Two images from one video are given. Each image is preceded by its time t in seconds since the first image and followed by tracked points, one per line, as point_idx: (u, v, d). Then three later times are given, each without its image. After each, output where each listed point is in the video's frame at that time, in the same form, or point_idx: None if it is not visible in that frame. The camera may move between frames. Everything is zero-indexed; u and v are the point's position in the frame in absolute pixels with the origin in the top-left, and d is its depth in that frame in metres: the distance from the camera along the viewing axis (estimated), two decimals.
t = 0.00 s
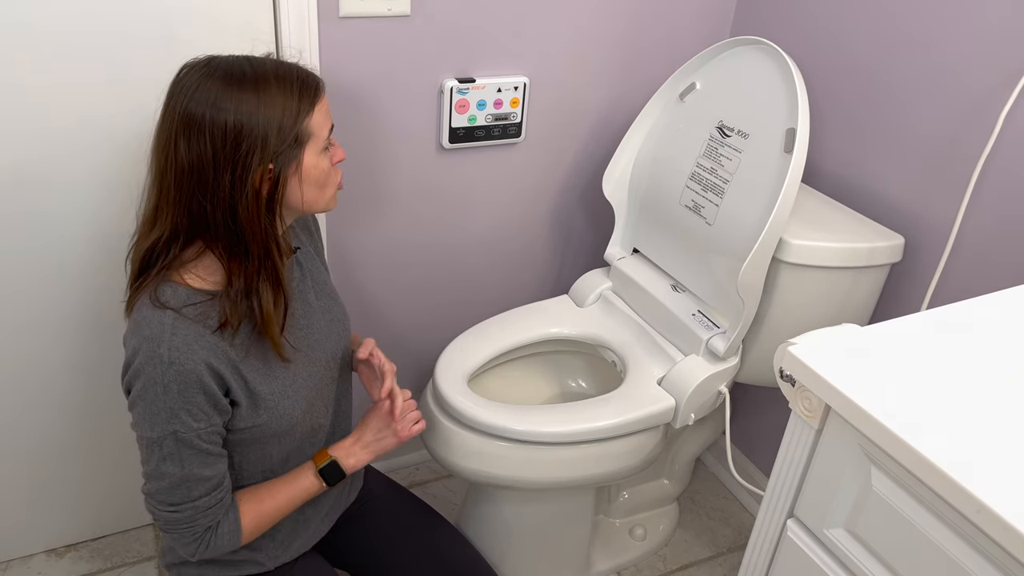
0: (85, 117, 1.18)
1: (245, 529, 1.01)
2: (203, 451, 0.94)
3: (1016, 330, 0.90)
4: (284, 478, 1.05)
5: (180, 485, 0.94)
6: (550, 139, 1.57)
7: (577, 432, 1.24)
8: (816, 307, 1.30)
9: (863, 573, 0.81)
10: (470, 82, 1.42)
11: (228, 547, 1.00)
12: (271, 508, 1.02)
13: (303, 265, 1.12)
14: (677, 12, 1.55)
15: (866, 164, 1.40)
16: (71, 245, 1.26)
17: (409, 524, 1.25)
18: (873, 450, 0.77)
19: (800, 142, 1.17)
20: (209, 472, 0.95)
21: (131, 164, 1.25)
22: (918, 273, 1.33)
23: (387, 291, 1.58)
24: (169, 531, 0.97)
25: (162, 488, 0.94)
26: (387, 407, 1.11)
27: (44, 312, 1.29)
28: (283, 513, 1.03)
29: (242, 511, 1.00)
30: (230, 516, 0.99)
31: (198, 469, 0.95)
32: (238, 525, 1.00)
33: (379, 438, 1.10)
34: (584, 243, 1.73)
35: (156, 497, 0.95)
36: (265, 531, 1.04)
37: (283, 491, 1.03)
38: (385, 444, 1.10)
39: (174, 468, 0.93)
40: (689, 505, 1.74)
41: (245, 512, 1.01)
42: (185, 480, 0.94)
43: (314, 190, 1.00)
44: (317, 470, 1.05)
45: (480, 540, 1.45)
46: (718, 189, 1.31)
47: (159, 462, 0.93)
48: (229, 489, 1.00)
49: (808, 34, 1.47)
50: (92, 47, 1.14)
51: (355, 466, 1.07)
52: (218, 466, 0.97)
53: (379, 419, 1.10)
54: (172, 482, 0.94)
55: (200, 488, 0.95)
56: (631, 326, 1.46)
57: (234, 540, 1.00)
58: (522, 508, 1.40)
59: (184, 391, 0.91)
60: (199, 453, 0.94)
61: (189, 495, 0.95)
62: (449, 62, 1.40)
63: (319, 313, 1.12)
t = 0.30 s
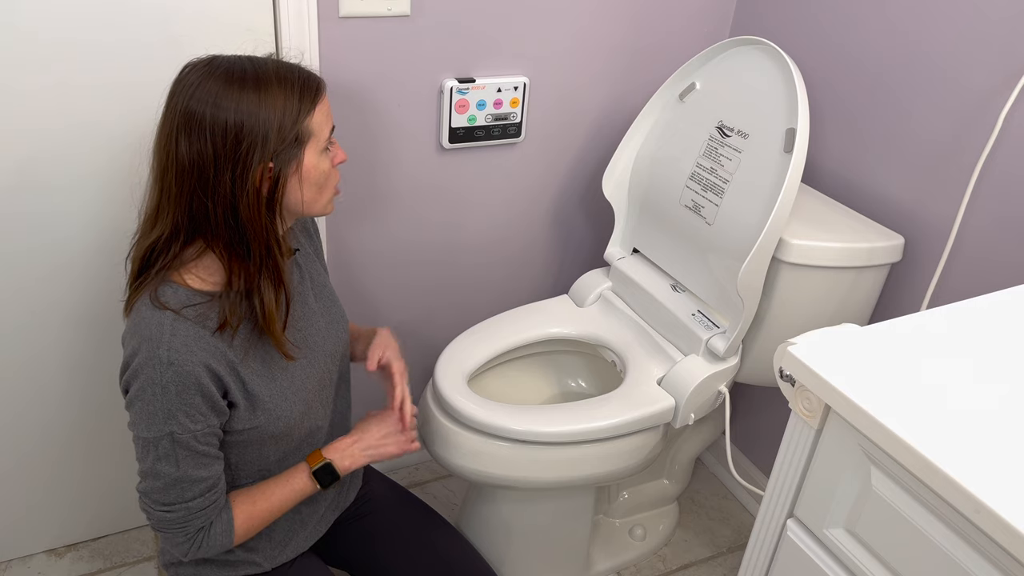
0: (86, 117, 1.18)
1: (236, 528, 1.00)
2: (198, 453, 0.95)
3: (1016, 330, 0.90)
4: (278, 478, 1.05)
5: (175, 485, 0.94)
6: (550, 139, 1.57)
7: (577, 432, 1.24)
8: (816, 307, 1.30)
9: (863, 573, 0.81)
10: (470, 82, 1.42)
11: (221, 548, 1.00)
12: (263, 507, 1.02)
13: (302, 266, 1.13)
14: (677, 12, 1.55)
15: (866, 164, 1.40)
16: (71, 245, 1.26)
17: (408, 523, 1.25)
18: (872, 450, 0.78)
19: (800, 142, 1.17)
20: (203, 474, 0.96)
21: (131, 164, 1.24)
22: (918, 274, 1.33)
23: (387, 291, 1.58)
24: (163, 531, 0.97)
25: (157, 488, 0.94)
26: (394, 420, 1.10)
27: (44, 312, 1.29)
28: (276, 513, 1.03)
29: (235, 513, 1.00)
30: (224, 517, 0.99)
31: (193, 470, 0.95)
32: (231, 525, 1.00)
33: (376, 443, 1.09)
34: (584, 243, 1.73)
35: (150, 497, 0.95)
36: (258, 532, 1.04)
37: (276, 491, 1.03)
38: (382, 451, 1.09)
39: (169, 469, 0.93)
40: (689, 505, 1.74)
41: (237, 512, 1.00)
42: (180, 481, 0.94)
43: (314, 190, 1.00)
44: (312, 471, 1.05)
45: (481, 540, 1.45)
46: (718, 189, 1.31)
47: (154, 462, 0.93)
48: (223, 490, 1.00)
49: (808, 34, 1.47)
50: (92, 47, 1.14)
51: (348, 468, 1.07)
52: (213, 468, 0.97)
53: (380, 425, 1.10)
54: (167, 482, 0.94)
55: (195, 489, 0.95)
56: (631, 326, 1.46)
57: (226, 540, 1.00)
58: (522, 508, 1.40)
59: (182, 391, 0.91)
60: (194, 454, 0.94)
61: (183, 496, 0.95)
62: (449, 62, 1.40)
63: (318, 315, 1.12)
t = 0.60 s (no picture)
0: (86, 116, 1.18)
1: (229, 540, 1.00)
2: (193, 458, 0.95)
3: (1016, 331, 0.90)
4: (276, 496, 1.04)
5: (167, 489, 0.94)
6: (550, 139, 1.57)
7: (577, 432, 1.24)
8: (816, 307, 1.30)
9: (863, 573, 0.81)
10: (470, 82, 1.42)
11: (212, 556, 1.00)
12: (257, 521, 1.02)
13: (298, 267, 1.13)
14: (677, 11, 1.55)
15: (866, 164, 1.40)
16: (71, 244, 1.26)
17: (408, 523, 1.25)
18: (872, 450, 0.78)
19: (800, 142, 1.17)
20: (197, 480, 0.96)
21: (130, 164, 1.24)
22: (918, 274, 1.33)
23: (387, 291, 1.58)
24: (156, 536, 0.97)
25: (149, 491, 0.94)
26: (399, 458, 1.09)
27: (44, 311, 1.29)
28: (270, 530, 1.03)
29: (225, 521, 1.00)
30: (215, 524, 0.99)
31: (187, 476, 0.95)
32: (221, 534, 0.99)
33: (378, 472, 1.07)
34: (584, 243, 1.73)
35: (143, 500, 0.95)
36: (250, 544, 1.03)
37: (273, 506, 1.03)
38: (384, 485, 1.07)
39: (162, 474, 0.94)
40: (689, 505, 1.74)
41: (229, 523, 1.00)
42: (173, 486, 0.94)
43: (307, 190, 1.00)
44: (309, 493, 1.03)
45: (481, 540, 1.45)
46: (718, 189, 1.31)
47: (148, 466, 0.93)
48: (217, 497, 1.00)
49: (808, 34, 1.47)
50: (92, 47, 1.14)
51: (343, 494, 1.05)
52: (207, 475, 0.97)
53: (383, 458, 1.08)
54: (159, 487, 0.94)
55: (188, 495, 0.95)
56: (631, 326, 1.46)
57: (217, 549, 0.99)
58: (522, 508, 1.40)
59: (179, 397, 0.92)
60: (189, 460, 0.94)
61: (174, 501, 0.95)
62: (449, 62, 1.40)
63: (315, 315, 1.12)
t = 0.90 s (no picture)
0: (86, 116, 1.18)
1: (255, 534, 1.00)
2: (201, 451, 0.94)
3: (1016, 331, 0.90)
4: (288, 477, 1.01)
5: (179, 486, 0.94)
6: (550, 139, 1.57)
7: (577, 432, 1.24)
8: (816, 308, 1.30)
9: (863, 573, 0.81)
10: (470, 82, 1.42)
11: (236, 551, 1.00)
12: (279, 511, 1.00)
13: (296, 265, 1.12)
14: (677, 12, 1.55)
15: (866, 164, 1.40)
16: (71, 245, 1.26)
17: (408, 522, 1.25)
18: (873, 450, 0.77)
19: (800, 142, 1.17)
20: (208, 474, 0.95)
21: (130, 164, 1.24)
22: (918, 274, 1.33)
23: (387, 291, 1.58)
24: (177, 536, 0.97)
25: (165, 490, 0.94)
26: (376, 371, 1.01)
27: (44, 311, 1.29)
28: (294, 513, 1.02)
29: (247, 515, 0.99)
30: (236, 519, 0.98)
31: (196, 469, 0.94)
32: (244, 528, 0.98)
33: (370, 408, 1.00)
34: (584, 243, 1.73)
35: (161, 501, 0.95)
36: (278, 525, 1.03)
37: (289, 488, 1.01)
38: (375, 410, 1.00)
39: (171, 469, 0.93)
40: (689, 505, 1.74)
41: (250, 517, 0.99)
42: (183, 482, 0.94)
43: (280, 193, 0.97)
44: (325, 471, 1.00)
45: (481, 540, 1.45)
46: (718, 189, 1.31)
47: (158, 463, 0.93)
48: (237, 492, 0.98)
49: (808, 34, 1.47)
50: (92, 47, 1.14)
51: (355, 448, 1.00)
52: (220, 468, 0.96)
53: (365, 388, 1.00)
54: (171, 484, 0.94)
55: (202, 491, 0.95)
56: (631, 325, 1.46)
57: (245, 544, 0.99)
58: (522, 507, 1.40)
59: (173, 389, 0.91)
60: (197, 452, 0.94)
61: (190, 498, 0.94)
62: (449, 62, 1.40)
63: (311, 314, 1.12)
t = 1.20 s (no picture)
0: (87, 117, 1.18)
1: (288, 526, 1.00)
2: (203, 427, 0.97)
3: (1016, 331, 0.90)
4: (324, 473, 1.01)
5: (191, 464, 0.97)
6: (550, 138, 1.57)
7: (576, 431, 1.24)
8: (816, 308, 1.30)
9: (863, 573, 0.81)
10: (470, 82, 1.42)
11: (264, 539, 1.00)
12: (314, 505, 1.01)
13: (293, 260, 1.13)
14: (677, 12, 1.55)
15: (865, 164, 1.40)
16: (71, 246, 1.27)
17: (409, 523, 1.25)
18: (873, 450, 0.77)
19: (800, 141, 1.17)
20: (217, 450, 0.97)
21: (130, 164, 1.25)
22: (918, 274, 1.33)
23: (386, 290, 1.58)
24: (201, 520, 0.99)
25: (179, 471, 0.97)
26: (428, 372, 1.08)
27: (44, 311, 1.29)
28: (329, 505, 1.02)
29: (274, 500, 1.00)
30: (263, 502, 1.00)
31: (202, 445, 0.97)
32: (269, 514, 0.99)
33: (415, 409, 1.04)
34: (584, 243, 1.73)
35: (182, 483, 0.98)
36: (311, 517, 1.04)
37: (320, 480, 1.01)
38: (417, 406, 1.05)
39: (178, 446, 0.96)
40: (689, 505, 1.74)
41: (279, 504, 1.00)
42: (191, 459, 0.96)
43: (223, 191, 0.96)
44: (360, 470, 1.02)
45: (481, 540, 1.45)
46: (718, 189, 1.31)
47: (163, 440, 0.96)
48: (253, 474, 1.00)
49: (808, 34, 1.47)
50: (92, 47, 1.14)
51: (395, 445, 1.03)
52: (228, 444, 0.98)
53: (410, 390, 1.05)
54: (181, 462, 0.96)
55: (214, 468, 0.97)
56: (631, 325, 1.46)
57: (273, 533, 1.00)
58: (522, 507, 1.40)
59: (162, 363, 0.94)
60: (201, 428, 0.97)
61: (203, 477, 0.97)
62: (449, 62, 1.40)
63: (312, 306, 1.14)
